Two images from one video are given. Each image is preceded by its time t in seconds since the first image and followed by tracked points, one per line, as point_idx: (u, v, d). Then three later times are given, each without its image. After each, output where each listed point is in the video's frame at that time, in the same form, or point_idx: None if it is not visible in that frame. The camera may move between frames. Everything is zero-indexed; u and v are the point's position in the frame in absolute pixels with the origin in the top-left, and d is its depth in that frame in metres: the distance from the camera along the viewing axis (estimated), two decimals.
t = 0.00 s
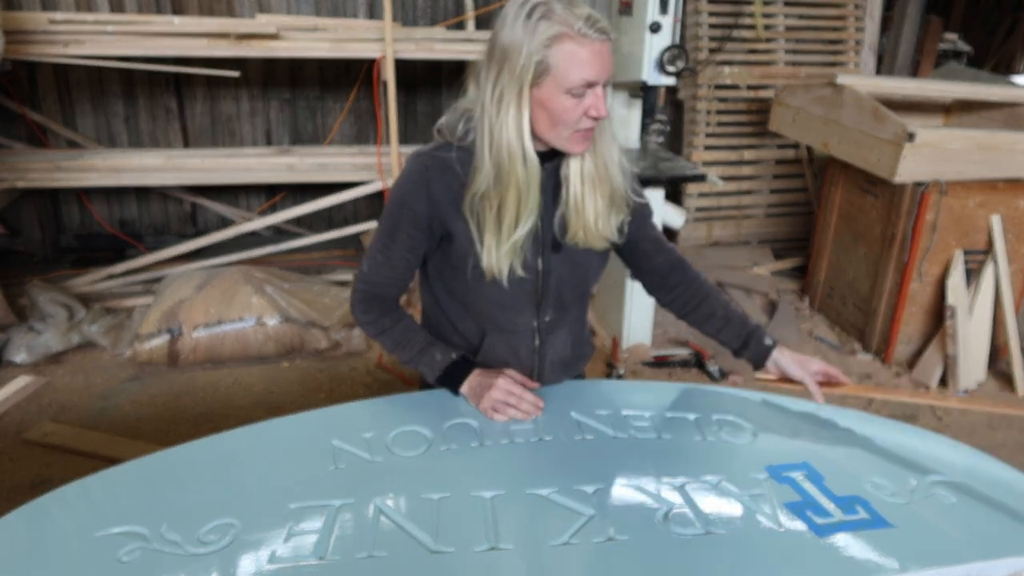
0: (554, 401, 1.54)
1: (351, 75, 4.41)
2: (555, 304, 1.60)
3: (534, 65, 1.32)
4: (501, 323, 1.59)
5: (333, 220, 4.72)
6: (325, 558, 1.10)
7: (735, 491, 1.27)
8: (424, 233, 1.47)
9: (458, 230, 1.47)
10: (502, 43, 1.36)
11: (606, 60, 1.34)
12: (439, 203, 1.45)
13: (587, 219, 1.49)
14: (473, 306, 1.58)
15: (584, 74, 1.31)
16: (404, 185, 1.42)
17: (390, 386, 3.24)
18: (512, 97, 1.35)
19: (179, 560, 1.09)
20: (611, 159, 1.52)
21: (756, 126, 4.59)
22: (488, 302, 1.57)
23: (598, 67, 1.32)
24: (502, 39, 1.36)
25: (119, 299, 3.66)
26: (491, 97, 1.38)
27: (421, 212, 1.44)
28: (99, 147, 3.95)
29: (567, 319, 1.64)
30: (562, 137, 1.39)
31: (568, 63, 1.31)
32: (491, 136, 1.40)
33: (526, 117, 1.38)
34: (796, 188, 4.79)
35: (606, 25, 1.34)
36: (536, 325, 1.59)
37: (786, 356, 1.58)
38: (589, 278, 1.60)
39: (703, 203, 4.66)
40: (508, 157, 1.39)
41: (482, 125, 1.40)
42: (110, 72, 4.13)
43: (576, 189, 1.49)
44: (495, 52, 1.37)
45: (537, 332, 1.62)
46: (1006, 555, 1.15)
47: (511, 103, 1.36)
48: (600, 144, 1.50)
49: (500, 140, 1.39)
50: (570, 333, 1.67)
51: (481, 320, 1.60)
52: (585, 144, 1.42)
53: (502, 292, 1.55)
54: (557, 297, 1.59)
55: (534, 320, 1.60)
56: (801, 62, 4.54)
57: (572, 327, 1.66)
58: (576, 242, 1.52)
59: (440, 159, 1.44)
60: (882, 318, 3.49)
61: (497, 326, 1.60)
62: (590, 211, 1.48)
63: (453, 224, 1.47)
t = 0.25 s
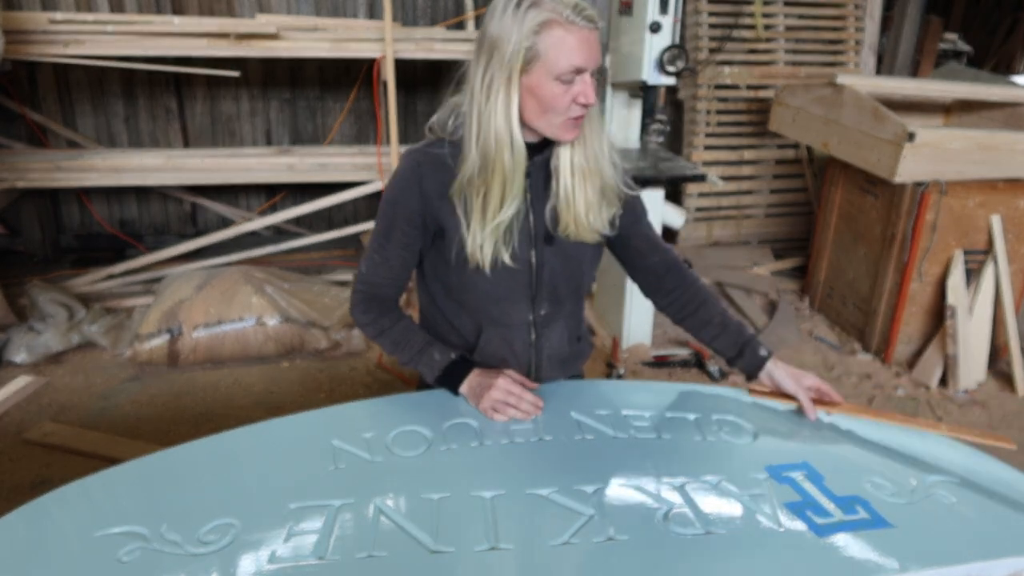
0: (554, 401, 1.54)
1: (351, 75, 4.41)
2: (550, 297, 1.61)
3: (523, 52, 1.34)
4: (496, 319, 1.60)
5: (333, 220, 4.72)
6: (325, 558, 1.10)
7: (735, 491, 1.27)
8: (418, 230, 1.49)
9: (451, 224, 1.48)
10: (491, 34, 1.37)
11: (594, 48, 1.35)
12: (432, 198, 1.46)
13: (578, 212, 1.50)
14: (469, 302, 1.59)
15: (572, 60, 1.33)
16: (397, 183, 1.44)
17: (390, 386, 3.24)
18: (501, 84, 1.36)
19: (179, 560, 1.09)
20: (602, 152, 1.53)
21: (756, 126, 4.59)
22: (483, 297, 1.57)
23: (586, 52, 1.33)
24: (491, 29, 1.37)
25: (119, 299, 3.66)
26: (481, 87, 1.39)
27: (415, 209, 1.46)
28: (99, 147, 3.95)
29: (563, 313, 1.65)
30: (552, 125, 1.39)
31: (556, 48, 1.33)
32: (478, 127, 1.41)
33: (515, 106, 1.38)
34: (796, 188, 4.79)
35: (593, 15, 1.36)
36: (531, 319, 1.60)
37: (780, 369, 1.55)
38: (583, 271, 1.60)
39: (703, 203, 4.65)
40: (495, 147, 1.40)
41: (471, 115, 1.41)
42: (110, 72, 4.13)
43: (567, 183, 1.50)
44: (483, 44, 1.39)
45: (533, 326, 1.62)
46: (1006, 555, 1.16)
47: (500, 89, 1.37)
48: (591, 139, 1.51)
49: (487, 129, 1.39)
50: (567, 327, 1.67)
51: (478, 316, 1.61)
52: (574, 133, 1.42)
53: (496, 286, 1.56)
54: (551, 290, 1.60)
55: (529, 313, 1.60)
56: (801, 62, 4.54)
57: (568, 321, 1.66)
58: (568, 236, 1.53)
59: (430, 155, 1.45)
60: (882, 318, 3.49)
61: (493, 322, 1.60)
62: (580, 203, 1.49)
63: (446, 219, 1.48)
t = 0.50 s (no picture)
0: (554, 401, 1.54)
1: (351, 75, 4.42)
2: (545, 292, 1.62)
3: (502, 37, 1.39)
4: (492, 315, 1.61)
5: (333, 220, 4.72)
6: (324, 558, 1.10)
7: (735, 491, 1.28)
8: (415, 226, 1.51)
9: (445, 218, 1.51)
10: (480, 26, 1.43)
11: (574, 38, 1.37)
12: (427, 191, 1.50)
13: (570, 213, 1.52)
14: (465, 298, 1.61)
15: (548, 49, 1.36)
16: (393, 178, 1.49)
17: (390, 386, 3.24)
18: (484, 68, 1.41)
19: (179, 560, 1.09)
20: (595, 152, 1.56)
21: (756, 126, 4.59)
22: (479, 293, 1.59)
23: (563, 42, 1.36)
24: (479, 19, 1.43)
25: (119, 299, 3.66)
26: (468, 75, 1.45)
27: (411, 204, 1.50)
28: (99, 147, 3.96)
29: (558, 309, 1.66)
30: (531, 115, 1.42)
31: (531, 35, 1.36)
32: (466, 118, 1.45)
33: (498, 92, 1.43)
34: (796, 188, 4.79)
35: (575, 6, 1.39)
36: (525, 313, 1.61)
37: (780, 378, 1.53)
38: (576, 266, 1.62)
39: (703, 203, 4.65)
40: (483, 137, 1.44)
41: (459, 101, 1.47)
42: (110, 72, 4.13)
43: (559, 182, 1.52)
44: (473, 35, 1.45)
45: (528, 321, 1.63)
46: (1006, 555, 1.16)
47: (482, 74, 1.42)
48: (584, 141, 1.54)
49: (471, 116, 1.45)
50: (562, 323, 1.68)
51: (474, 312, 1.62)
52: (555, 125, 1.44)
53: (490, 280, 1.57)
54: (545, 285, 1.61)
55: (524, 309, 1.61)
56: (801, 62, 4.54)
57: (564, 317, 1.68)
58: (561, 236, 1.55)
59: (424, 149, 1.51)
60: (881, 318, 3.49)
61: (488, 318, 1.62)
62: (569, 203, 1.51)
63: (440, 212, 1.51)
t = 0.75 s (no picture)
0: (554, 401, 1.54)
1: (351, 75, 4.42)
2: (541, 291, 1.64)
3: (484, 26, 1.45)
4: (489, 314, 1.62)
5: (333, 220, 4.72)
6: (324, 558, 1.10)
7: (735, 491, 1.27)
8: (414, 225, 1.52)
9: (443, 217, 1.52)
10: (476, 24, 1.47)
11: (542, 24, 1.39)
12: (424, 189, 1.51)
13: (569, 223, 1.54)
14: (463, 298, 1.62)
15: (514, 34, 1.39)
16: (393, 177, 1.49)
17: (390, 386, 3.24)
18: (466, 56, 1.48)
19: (179, 560, 1.09)
20: (596, 165, 1.58)
21: (756, 126, 4.59)
22: (476, 292, 1.60)
23: (529, 30, 1.38)
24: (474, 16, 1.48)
25: (119, 299, 3.66)
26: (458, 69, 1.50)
27: (410, 202, 1.50)
28: (98, 147, 3.96)
29: (554, 308, 1.67)
30: (499, 101, 1.45)
31: (503, 22, 1.41)
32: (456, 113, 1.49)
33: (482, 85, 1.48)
34: (796, 188, 4.79)
35: None
36: (521, 312, 1.62)
37: (776, 383, 1.55)
38: (573, 267, 1.63)
39: (703, 203, 4.65)
40: (472, 134, 1.48)
41: (447, 93, 1.52)
42: (110, 72, 4.13)
43: (558, 191, 1.54)
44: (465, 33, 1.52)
45: (524, 321, 1.64)
46: (1006, 555, 1.16)
47: (468, 64, 1.48)
48: (583, 150, 1.57)
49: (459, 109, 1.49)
50: (559, 322, 1.69)
51: (472, 312, 1.63)
52: (522, 115, 1.45)
53: (487, 279, 1.59)
54: (542, 284, 1.63)
55: (521, 308, 1.63)
56: (801, 62, 4.54)
57: (560, 316, 1.69)
58: (557, 242, 1.57)
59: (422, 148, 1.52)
60: (882, 318, 3.49)
61: (486, 317, 1.63)
62: (569, 215, 1.54)
63: (438, 210, 1.52)
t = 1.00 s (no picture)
0: (554, 402, 1.54)
1: (351, 74, 4.42)
2: (539, 292, 1.64)
3: (478, 23, 1.48)
4: (487, 315, 1.62)
5: (333, 220, 4.72)
6: (324, 558, 1.10)
7: (735, 491, 1.27)
8: (412, 227, 1.52)
9: (439, 217, 1.53)
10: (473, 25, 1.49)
11: (531, 17, 1.42)
12: (421, 191, 1.52)
13: (565, 227, 1.55)
14: (462, 299, 1.62)
15: (504, 27, 1.42)
16: (391, 179, 1.50)
17: (390, 386, 3.24)
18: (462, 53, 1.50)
19: (179, 560, 1.09)
20: (593, 169, 1.58)
21: (756, 125, 4.59)
22: (474, 293, 1.60)
23: (519, 22, 1.41)
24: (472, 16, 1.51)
25: (119, 299, 3.66)
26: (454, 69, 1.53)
27: (407, 203, 1.51)
28: (98, 147, 3.96)
29: (552, 309, 1.67)
30: (488, 96, 1.46)
31: (495, 18, 1.44)
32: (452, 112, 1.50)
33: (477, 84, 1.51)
34: (796, 188, 4.79)
35: None
36: (519, 314, 1.62)
37: (773, 389, 1.53)
38: (571, 270, 1.63)
39: (703, 203, 4.65)
40: (467, 135, 1.50)
41: (444, 91, 1.53)
42: (110, 72, 4.13)
43: (554, 196, 1.55)
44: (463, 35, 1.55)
45: (523, 322, 1.64)
46: (1006, 555, 1.16)
47: (464, 61, 1.50)
48: (581, 154, 1.57)
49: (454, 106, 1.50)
50: (558, 323, 1.69)
51: (470, 313, 1.63)
52: (510, 109, 1.44)
53: (485, 280, 1.59)
54: (540, 285, 1.63)
55: (519, 309, 1.63)
56: (801, 62, 4.54)
57: (559, 317, 1.69)
58: (553, 245, 1.58)
59: (419, 149, 1.53)
60: (881, 318, 3.49)
61: (484, 319, 1.63)
62: (566, 218, 1.54)
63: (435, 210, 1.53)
